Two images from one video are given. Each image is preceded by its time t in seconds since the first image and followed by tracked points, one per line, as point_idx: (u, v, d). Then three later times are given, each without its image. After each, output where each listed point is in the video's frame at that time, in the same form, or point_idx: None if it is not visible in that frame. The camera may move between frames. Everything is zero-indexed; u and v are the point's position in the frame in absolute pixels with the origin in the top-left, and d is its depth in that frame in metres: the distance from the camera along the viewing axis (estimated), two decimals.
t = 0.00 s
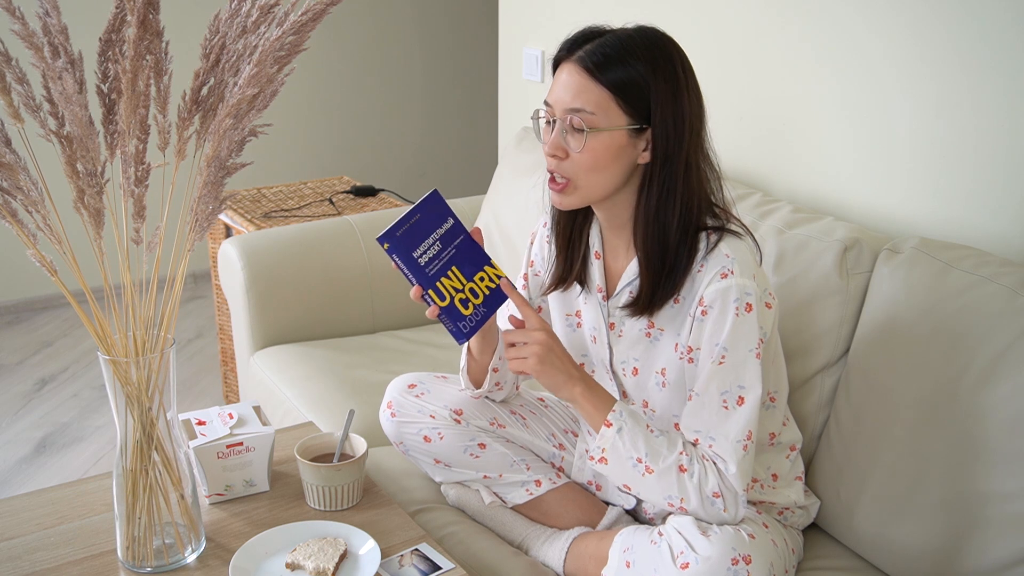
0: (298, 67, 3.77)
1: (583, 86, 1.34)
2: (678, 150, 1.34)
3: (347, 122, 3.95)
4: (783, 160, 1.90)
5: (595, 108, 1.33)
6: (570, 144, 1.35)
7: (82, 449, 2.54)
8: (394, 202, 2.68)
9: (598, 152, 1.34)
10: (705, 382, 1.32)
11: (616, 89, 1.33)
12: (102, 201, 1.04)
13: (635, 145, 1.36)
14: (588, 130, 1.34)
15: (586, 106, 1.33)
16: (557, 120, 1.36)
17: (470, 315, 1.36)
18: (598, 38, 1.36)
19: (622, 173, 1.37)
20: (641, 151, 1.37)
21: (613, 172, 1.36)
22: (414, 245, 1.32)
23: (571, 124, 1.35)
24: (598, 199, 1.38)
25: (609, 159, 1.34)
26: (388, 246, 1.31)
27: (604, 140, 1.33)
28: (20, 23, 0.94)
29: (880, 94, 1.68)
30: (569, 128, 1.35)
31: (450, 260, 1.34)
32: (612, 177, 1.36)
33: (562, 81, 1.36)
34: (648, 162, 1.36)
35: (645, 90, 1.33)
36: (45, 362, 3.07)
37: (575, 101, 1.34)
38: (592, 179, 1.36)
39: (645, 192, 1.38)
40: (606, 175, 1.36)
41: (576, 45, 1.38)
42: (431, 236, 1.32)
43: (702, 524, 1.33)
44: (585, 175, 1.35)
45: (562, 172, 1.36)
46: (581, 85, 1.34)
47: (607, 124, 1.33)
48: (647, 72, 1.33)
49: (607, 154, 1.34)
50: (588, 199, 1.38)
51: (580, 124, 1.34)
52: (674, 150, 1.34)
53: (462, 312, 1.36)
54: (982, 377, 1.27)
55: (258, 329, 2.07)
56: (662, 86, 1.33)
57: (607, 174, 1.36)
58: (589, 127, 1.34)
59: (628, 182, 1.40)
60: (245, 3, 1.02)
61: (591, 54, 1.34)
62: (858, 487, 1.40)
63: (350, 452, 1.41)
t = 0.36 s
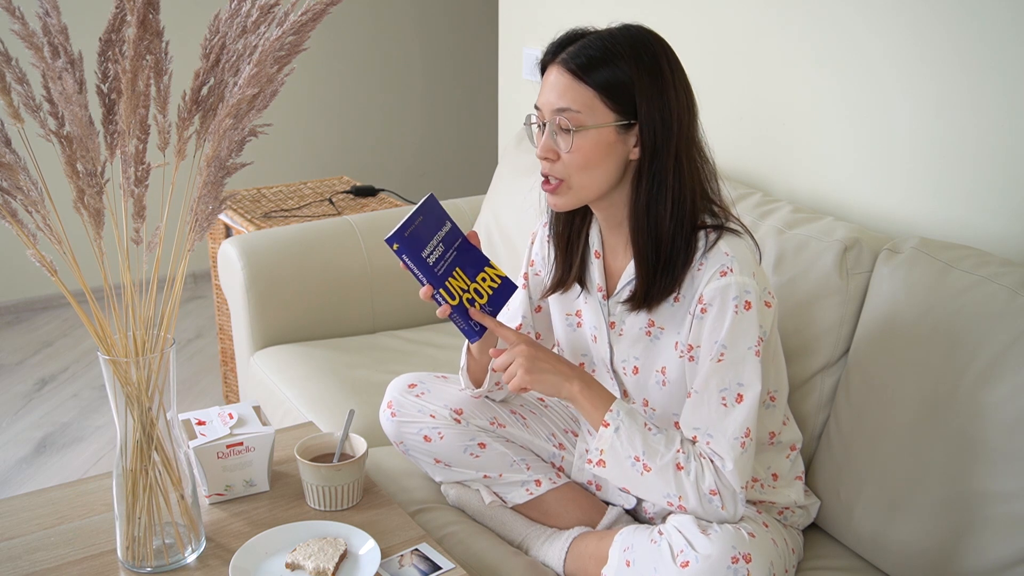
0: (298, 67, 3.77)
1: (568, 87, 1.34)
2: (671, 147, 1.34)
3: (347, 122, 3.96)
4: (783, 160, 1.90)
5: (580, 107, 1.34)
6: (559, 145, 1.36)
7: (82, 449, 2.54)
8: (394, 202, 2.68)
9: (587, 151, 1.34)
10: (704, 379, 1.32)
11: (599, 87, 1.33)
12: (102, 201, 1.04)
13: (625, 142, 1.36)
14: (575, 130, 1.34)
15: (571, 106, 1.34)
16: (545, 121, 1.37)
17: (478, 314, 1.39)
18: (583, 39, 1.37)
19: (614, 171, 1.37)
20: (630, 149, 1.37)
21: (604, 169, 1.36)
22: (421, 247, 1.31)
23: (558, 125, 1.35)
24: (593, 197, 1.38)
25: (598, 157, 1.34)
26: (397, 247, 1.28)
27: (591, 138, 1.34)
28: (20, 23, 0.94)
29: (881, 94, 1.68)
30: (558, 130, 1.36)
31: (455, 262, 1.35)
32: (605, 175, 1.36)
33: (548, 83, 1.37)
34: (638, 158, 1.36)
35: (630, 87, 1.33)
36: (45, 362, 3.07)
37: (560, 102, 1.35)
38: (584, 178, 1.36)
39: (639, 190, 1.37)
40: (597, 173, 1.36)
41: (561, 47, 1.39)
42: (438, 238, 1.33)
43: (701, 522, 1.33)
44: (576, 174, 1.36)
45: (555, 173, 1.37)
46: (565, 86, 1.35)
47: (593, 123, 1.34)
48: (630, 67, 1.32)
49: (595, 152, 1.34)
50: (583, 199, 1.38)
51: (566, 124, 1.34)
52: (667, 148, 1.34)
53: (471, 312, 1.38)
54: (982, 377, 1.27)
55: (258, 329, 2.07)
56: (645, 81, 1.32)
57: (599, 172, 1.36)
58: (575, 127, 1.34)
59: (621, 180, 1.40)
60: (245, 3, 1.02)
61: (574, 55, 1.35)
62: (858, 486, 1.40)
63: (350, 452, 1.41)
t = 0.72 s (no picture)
0: (298, 67, 3.77)
1: (568, 89, 1.34)
2: (666, 150, 1.34)
3: (347, 122, 3.95)
4: (783, 160, 1.90)
5: (579, 110, 1.33)
6: (557, 146, 1.35)
7: (82, 449, 2.54)
8: (394, 202, 2.68)
9: (585, 154, 1.34)
10: (700, 385, 1.32)
11: (598, 90, 1.33)
12: (101, 201, 1.04)
13: (622, 146, 1.36)
14: (573, 132, 1.34)
15: (570, 108, 1.34)
16: (543, 122, 1.37)
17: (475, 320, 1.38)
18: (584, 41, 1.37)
19: (611, 174, 1.37)
20: (628, 153, 1.37)
21: (600, 173, 1.36)
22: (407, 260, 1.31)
23: (557, 127, 1.35)
24: (588, 200, 1.39)
25: (596, 160, 1.35)
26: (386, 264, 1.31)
27: (589, 142, 1.34)
28: (20, 23, 0.94)
29: (881, 94, 1.68)
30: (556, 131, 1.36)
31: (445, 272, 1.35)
32: (602, 178, 1.37)
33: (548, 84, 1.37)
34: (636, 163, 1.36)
35: (630, 91, 1.33)
36: (45, 362, 3.07)
37: (559, 103, 1.34)
38: (581, 181, 1.36)
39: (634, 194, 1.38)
40: (594, 177, 1.36)
41: (562, 48, 1.38)
42: (426, 249, 1.33)
43: (702, 526, 1.33)
44: (573, 177, 1.36)
45: (551, 174, 1.37)
46: (564, 88, 1.34)
47: (591, 126, 1.34)
48: (631, 72, 1.32)
49: (593, 155, 1.34)
50: (578, 201, 1.39)
51: (564, 126, 1.34)
52: (663, 150, 1.34)
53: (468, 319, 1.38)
54: (982, 377, 1.27)
55: (258, 329, 2.07)
56: (646, 87, 1.33)
57: (595, 175, 1.36)
58: (573, 129, 1.34)
59: (618, 183, 1.40)
60: (245, 3, 1.02)
61: (575, 57, 1.34)
62: (858, 487, 1.40)
63: (350, 452, 1.41)
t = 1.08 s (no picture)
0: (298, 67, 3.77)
1: (574, 92, 1.33)
2: (665, 156, 1.34)
3: (347, 122, 3.96)
4: (784, 160, 1.90)
5: (586, 114, 1.33)
6: (558, 149, 1.35)
7: (82, 449, 2.54)
8: (394, 202, 2.68)
9: (587, 159, 1.34)
10: (695, 387, 1.32)
11: (606, 96, 1.33)
12: (102, 201, 1.04)
13: (623, 153, 1.35)
14: (578, 136, 1.33)
15: (577, 112, 1.33)
16: (546, 123, 1.36)
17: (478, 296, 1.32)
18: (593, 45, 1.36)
19: (610, 179, 1.37)
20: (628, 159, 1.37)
21: (600, 179, 1.36)
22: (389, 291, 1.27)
23: (560, 129, 1.34)
24: (583, 203, 1.38)
25: (597, 166, 1.34)
26: (388, 306, 1.20)
27: (593, 147, 1.33)
28: (20, 23, 0.94)
29: (881, 94, 1.68)
30: (559, 133, 1.35)
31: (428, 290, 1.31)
32: (601, 183, 1.37)
33: (555, 84, 1.35)
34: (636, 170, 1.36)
35: (636, 99, 1.33)
36: (45, 362, 3.07)
37: (565, 106, 1.34)
38: (579, 184, 1.36)
39: (632, 199, 1.38)
40: (593, 182, 1.36)
41: (568, 49, 1.37)
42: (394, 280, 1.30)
43: (702, 526, 1.33)
44: (572, 180, 1.35)
45: (550, 175, 1.36)
46: (572, 90, 1.33)
47: (597, 132, 1.33)
48: (640, 81, 1.32)
49: (595, 161, 1.34)
50: (572, 203, 1.38)
51: (569, 129, 1.34)
52: (663, 154, 1.34)
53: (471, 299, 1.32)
54: (982, 377, 1.27)
55: (258, 330, 2.07)
56: (652, 95, 1.33)
57: (594, 180, 1.36)
58: (578, 133, 1.33)
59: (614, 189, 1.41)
60: (245, 3, 1.02)
61: (582, 60, 1.33)
62: (858, 487, 1.40)
63: (350, 452, 1.41)
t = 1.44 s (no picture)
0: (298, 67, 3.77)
1: (583, 96, 1.32)
2: (670, 158, 1.34)
3: (347, 122, 3.95)
4: (784, 160, 1.90)
5: (596, 119, 1.32)
6: (568, 155, 1.34)
7: (82, 449, 2.54)
8: (394, 202, 2.68)
9: (597, 164, 1.33)
10: (696, 388, 1.32)
11: (615, 100, 1.32)
12: (101, 201, 1.04)
13: (630, 155, 1.35)
14: (589, 142, 1.33)
15: (587, 117, 1.32)
16: (554, 129, 1.35)
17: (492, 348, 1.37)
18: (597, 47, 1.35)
19: (617, 183, 1.37)
20: (634, 160, 1.36)
21: (608, 183, 1.36)
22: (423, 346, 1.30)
23: (569, 135, 1.34)
24: (590, 207, 1.38)
25: (607, 171, 1.34)
26: (444, 367, 1.21)
27: (603, 152, 1.33)
28: (20, 23, 0.94)
29: (881, 93, 1.68)
30: (568, 138, 1.34)
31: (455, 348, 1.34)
32: (609, 187, 1.36)
33: (562, 89, 1.34)
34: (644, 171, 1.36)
35: (644, 101, 1.33)
36: (45, 362, 3.07)
37: (574, 111, 1.33)
38: (588, 190, 1.35)
39: (640, 203, 1.38)
40: (602, 186, 1.35)
41: (572, 53, 1.36)
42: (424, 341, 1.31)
43: (702, 527, 1.34)
44: (582, 185, 1.35)
45: (559, 181, 1.35)
46: (580, 96, 1.32)
47: (608, 137, 1.33)
48: (648, 83, 1.32)
49: (605, 166, 1.34)
50: (580, 208, 1.38)
51: (579, 135, 1.33)
52: (666, 155, 1.34)
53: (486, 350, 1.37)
54: (982, 378, 1.27)
55: (258, 330, 2.07)
56: (659, 97, 1.33)
57: (603, 184, 1.35)
58: (589, 139, 1.33)
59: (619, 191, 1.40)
60: (245, 3, 1.02)
61: (589, 64, 1.33)
62: (858, 487, 1.40)
63: (350, 452, 1.41)
